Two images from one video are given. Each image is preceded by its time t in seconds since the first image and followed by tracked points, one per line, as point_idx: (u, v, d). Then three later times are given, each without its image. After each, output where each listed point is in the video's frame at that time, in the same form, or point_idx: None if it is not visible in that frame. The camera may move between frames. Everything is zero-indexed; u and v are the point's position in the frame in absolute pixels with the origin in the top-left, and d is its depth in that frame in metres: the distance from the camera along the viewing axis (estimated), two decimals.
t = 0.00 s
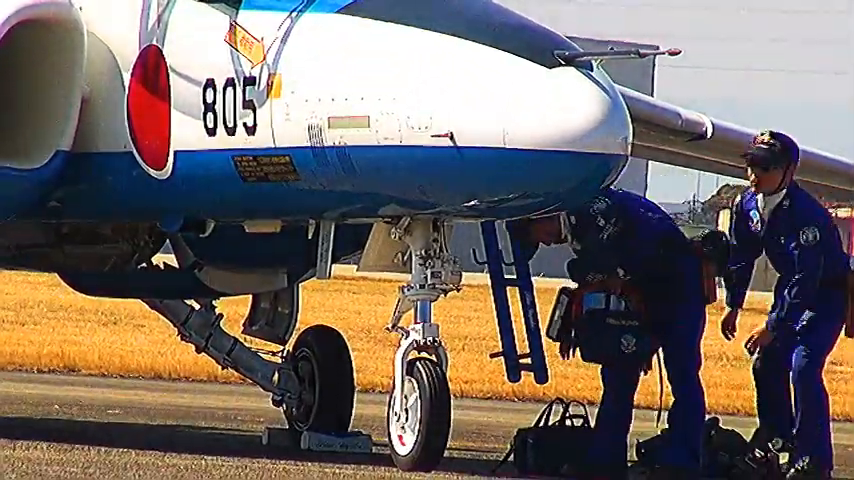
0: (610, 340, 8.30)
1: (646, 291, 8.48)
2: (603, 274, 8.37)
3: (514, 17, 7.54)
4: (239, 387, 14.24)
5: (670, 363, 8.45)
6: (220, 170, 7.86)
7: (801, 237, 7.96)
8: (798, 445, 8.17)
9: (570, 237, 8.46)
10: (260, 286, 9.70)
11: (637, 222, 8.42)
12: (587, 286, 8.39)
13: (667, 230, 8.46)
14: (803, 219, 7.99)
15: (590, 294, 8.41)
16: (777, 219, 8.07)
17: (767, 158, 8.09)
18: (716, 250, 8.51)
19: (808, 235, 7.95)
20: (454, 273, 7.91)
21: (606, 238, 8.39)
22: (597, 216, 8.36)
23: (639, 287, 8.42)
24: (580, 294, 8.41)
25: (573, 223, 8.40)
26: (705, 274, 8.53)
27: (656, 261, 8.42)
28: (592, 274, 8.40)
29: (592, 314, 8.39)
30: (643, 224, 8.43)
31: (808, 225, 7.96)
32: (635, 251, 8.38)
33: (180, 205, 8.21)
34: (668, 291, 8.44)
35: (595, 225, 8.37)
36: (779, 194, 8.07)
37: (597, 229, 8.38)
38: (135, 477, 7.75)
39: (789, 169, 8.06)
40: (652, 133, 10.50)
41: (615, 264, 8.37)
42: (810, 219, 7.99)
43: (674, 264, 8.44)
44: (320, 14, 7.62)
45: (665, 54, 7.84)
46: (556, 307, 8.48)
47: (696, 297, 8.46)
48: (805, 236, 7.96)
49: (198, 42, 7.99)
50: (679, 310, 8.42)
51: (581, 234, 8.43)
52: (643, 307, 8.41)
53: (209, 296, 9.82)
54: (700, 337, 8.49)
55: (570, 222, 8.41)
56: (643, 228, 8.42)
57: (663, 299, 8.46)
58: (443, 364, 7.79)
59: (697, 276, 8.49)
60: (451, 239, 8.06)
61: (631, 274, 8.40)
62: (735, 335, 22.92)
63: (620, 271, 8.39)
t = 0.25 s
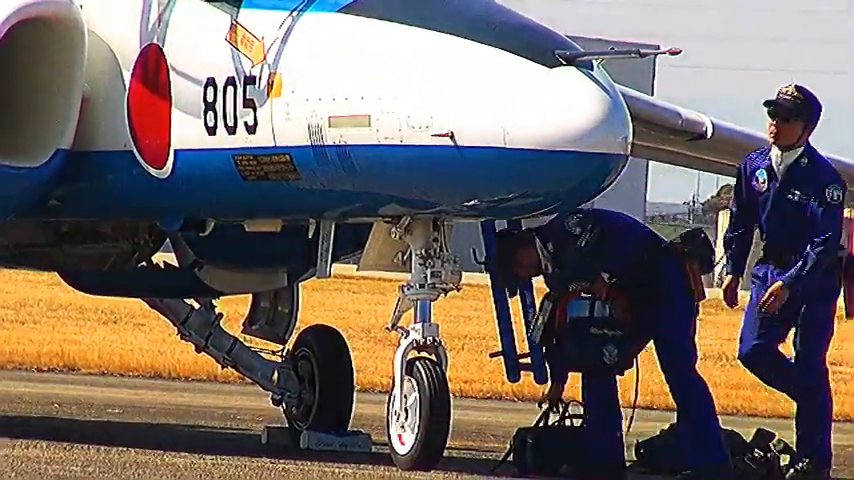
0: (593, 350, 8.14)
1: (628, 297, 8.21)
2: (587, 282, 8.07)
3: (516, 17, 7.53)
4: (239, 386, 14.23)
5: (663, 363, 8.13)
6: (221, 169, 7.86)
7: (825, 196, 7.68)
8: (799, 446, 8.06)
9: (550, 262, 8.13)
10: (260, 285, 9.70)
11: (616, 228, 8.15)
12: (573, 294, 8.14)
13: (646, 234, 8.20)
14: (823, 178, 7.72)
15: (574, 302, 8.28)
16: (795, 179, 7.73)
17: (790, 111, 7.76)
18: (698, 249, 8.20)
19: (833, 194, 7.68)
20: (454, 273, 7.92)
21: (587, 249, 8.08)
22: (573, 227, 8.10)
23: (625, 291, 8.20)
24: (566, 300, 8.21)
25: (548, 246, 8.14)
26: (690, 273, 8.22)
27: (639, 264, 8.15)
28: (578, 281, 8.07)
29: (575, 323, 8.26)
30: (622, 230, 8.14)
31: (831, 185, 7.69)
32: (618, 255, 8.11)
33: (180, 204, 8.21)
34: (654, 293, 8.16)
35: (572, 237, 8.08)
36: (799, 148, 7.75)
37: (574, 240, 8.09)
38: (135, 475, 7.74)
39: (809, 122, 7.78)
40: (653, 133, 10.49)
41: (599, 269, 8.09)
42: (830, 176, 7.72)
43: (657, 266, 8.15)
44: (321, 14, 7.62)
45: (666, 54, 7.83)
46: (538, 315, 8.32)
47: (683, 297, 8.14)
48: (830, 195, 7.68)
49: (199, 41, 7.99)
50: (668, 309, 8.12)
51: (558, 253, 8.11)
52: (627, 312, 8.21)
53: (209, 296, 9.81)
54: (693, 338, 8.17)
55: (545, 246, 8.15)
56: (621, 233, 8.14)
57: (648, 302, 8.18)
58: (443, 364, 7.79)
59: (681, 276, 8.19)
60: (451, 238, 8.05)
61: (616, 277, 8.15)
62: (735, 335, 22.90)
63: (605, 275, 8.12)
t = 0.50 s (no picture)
0: (588, 357, 8.05)
1: (622, 307, 8.05)
2: (583, 288, 7.94)
3: (516, 16, 7.53)
4: (239, 385, 14.23)
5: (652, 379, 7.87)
6: (221, 167, 7.85)
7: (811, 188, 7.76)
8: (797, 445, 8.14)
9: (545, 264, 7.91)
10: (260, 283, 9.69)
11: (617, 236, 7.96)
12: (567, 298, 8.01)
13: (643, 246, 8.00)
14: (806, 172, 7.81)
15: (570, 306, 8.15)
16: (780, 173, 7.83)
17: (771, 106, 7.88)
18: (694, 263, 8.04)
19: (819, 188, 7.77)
20: (454, 272, 7.91)
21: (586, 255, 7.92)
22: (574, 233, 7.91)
23: (621, 300, 8.03)
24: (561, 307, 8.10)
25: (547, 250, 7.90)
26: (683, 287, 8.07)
27: (637, 273, 7.99)
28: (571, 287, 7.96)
29: (570, 328, 8.09)
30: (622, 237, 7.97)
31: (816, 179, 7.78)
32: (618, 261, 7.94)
33: (181, 203, 8.21)
34: (648, 305, 7.96)
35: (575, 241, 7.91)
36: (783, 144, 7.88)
37: (574, 244, 7.91)
38: (135, 474, 7.74)
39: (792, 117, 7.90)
40: (654, 131, 10.50)
41: (597, 275, 7.93)
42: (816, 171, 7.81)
43: (655, 278, 7.99)
44: (322, 12, 7.61)
45: (667, 53, 7.83)
46: (534, 315, 8.18)
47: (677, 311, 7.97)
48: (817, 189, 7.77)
49: (200, 39, 7.98)
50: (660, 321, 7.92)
51: (556, 256, 7.90)
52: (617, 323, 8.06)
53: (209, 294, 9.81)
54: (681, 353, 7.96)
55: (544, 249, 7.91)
56: (622, 240, 7.97)
57: (640, 316, 7.99)
58: (443, 362, 7.78)
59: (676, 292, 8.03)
60: (452, 237, 8.05)
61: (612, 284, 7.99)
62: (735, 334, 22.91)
63: (601, 282, 7.96)
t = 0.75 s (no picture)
0: (589, 366, 7.97)
1: (621, 314, 7.97)
2: (584, 295, 7.84)
3: (517, 14, 7.53)
4: (240, 383, 14.24)
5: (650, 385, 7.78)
6: (222, 166, 7.85)
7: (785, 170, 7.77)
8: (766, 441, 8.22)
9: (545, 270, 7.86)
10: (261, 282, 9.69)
11: (619, 243, 7.86)
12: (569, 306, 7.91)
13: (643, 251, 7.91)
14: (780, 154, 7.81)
15: (571, 315, 8.01)
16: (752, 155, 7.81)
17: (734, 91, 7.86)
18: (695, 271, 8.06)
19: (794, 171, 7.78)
20: (455, 270, 7.91)
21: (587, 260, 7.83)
22: (576, 240, 7.82)
23: (621, 307, 7.95)
24: (563, 312, 8.03)
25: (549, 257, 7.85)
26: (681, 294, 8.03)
27: (638, 278, 7.88)
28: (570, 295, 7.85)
29: (572, 336, 8.00)
30: (624, 244, 7.87)
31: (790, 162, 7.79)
32: (619, 268, 7.83)
33: (182, 201, 8.21)
34: (647, 313, 7.87)
35: (576, 248, 7.82)
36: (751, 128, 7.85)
37: (576, 252, 7.82)
38: (136, 472, 7.74)
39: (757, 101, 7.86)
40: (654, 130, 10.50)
41: (598, 282, 7.83)
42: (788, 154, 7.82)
43: (655, 282, 7.87)
44: (323, 10, 7.61)
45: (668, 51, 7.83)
46: (535, 321, 8.10)
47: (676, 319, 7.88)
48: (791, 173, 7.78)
49: (201, 37, 7.98)
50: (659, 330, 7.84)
51: (557, 261, 7.84)
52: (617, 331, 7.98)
53: (210, 292, 9.81)
54: (678, 362, 7.87)
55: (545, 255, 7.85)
56: (624, 247, 7.86)
57: (640, 325, 7.90)
58: (443, 361, 7.78)
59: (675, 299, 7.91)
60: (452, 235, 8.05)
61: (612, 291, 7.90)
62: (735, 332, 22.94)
63: (602, 290, 7.87)
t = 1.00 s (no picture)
0: (597, 357, 7.97)
1: (628, 307, 7.87)
2: (588, 290, 7.78)
3: (518, 13, 7.52)
4: (240, 381, 14.23)
5: (656, 381, 7.71)
6: (223, 163, 7.83)
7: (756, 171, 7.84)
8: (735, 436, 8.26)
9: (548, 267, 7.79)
10: (262, 279, 9.69)
11: (622, 237, 7.76)
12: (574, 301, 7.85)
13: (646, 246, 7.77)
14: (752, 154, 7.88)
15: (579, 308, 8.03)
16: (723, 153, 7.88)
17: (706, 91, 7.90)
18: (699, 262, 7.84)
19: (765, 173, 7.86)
20: (456, 269, 7.90)
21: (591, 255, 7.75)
22: (580, 234, 7.75)
23: (627, 301, 7.86)
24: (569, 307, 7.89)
25: (552, 253, 7.79)
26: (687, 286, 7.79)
27: (644, 271, 7.76)
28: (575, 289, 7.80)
29: (578, 329, 7.99)
30: (628, 237, 7.77)
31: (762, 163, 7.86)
32: (622, 259, 7.74)
33: (182, 199, 8.19)
34: (651, 308, 7.75)
35: (580, 243, 7.74)
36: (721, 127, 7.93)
37: (580, 246, 7.75)
38: (136, 470, 7.74)
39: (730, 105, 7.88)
40: (654, 129, 10.50)
41: (603, 277, 7.75)
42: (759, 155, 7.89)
43: (660, 275, 7.74)
44: (325, 9, 7.60)
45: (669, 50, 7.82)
46: (540, 319, 8.01)
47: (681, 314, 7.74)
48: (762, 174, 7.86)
49: (201, 35, 7.97)
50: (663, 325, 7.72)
51: (560, 257, 7.78)
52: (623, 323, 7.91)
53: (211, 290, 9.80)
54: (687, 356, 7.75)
55: (548, 250, 7.80)
56: (629, 241, 7.76)
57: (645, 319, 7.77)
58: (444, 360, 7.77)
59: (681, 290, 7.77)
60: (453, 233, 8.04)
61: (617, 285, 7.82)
62: (735, 331, 22.93)
63: (607, 284, 7.79)
